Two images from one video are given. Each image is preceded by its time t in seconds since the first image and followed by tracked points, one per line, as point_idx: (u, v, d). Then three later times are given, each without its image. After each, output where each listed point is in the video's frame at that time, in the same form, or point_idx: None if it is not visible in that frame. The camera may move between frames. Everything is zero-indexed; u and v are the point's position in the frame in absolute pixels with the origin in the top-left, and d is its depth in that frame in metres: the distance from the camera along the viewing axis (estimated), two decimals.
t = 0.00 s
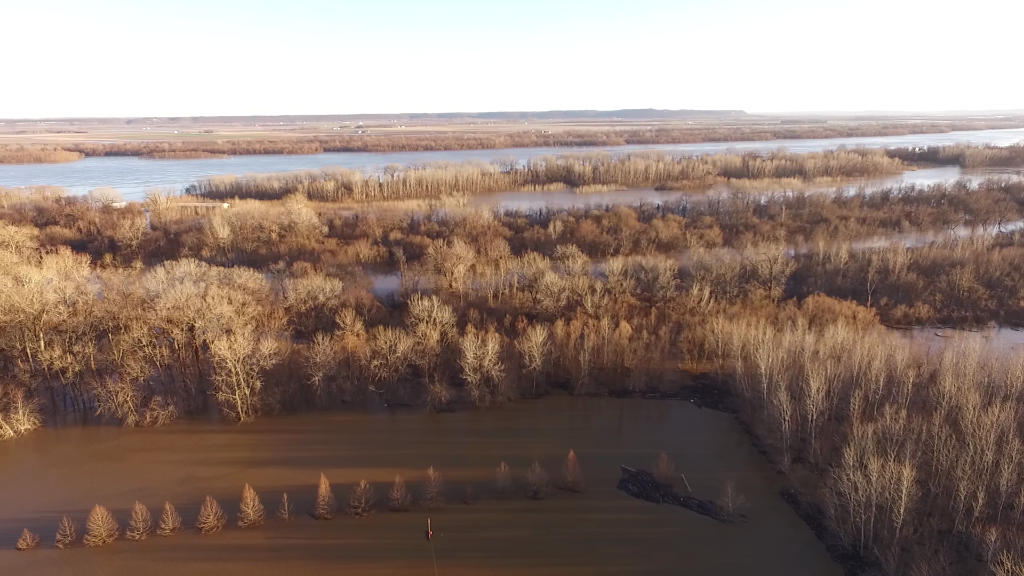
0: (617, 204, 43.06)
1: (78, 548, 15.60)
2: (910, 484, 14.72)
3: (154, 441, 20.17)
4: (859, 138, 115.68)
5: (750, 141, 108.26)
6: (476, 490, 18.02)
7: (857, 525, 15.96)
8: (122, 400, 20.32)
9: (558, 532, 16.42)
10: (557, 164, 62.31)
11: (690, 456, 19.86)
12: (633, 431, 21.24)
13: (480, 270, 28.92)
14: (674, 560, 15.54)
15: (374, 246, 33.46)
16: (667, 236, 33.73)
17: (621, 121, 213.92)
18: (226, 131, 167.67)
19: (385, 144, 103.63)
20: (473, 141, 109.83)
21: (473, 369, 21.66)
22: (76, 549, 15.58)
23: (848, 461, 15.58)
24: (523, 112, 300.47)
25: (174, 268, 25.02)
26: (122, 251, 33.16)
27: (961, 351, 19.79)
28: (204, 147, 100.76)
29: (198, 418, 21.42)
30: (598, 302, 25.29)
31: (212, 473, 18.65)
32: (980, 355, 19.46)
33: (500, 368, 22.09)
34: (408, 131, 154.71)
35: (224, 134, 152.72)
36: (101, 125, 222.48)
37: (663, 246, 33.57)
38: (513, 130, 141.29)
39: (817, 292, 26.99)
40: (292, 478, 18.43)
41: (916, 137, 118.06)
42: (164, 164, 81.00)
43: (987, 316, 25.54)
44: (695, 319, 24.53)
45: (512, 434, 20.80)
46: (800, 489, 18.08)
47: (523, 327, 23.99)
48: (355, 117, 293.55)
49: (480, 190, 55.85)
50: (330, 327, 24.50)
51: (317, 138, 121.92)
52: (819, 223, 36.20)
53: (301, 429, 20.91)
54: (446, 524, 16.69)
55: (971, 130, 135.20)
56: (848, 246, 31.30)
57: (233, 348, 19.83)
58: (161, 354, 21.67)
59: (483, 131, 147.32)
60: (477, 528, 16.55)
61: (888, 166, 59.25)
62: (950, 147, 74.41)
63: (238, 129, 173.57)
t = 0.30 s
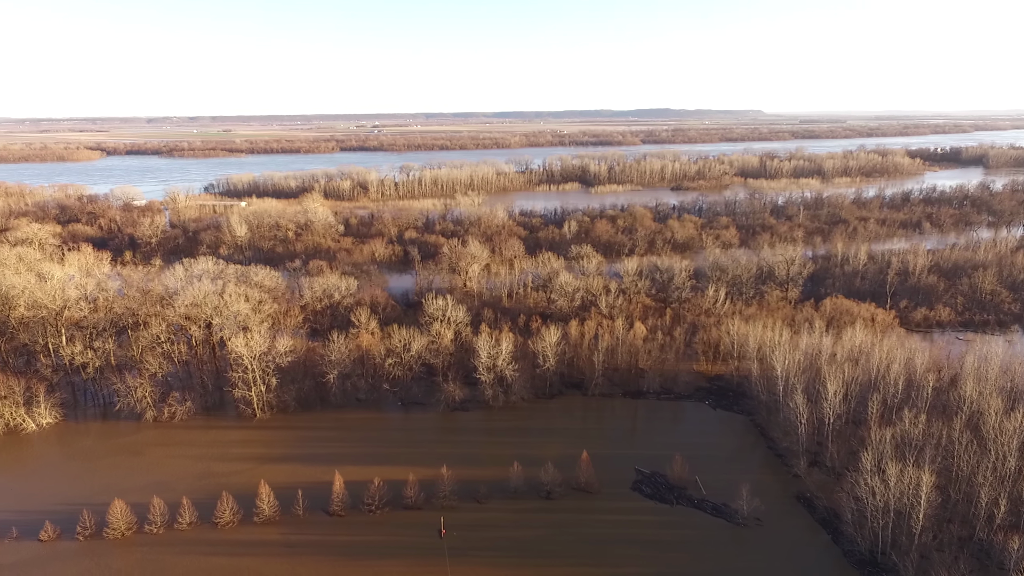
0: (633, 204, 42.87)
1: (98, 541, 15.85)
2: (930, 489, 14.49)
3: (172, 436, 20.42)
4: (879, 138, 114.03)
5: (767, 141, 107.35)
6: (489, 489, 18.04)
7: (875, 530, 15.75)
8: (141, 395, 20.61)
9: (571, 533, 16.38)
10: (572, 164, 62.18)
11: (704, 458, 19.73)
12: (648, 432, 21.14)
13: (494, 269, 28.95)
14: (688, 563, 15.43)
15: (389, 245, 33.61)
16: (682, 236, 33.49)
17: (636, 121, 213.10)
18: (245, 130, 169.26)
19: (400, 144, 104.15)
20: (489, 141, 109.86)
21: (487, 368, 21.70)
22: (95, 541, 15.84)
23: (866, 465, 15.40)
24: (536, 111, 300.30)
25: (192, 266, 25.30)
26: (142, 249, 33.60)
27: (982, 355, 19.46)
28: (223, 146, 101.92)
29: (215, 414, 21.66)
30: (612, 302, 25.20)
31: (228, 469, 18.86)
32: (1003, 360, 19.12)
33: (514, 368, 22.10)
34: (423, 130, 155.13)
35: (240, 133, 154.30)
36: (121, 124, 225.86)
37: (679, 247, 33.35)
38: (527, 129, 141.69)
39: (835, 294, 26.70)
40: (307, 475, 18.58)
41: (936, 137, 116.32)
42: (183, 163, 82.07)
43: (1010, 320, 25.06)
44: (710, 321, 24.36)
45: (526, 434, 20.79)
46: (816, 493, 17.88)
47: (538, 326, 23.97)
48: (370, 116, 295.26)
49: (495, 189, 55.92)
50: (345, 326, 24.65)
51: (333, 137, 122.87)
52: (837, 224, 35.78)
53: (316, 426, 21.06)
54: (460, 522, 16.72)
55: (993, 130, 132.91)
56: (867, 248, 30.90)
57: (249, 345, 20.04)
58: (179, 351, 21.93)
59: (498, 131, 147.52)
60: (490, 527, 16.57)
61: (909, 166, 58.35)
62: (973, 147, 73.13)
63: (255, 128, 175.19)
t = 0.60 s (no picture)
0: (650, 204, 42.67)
1: (119, 533, 16.14)
2: (953, 496, 14.23)
3: (192, 431, 20.72)
4: (901, 139, 112.14)
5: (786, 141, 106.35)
6: (504, 489, 18.06)
7: (895, 536, 15.52)
8: (162, 390, 20.95)
9: (586, 533, 16.35)
10: (589, 163, 62.06)
11: (721, 461, 19.57)
12: (664, 433, 21.03)
13: (510, 269, 28.98)
14: (703, 566, 15.31)
15: (406, 244, 33.78)
16: (700, 237, 33.25)
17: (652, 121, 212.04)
18: (264, 130, 171.00)
19: (417, 143, 104.67)
20: (506, 140, 110.02)
21: (502, 367, 21.75)
22: (117, 533, 16.12)
23: (886, 471, 15.17)
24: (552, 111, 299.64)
25: (212, 264, 25.64)
26: (164, 246, 34.10)
27: (1008, 360, 19.08)
28: (242, 145, 103.15)
29: (234, 410, 21.94)
30: (629, 303, 25.11)
31: (247, 464, 19.09)
32: None
33: (529, 368, 22.11)
34: (439, 130, 155.64)
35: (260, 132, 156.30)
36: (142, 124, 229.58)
37: (697, 248, 33.10)
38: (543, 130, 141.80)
39: (856, 296, 26.39)
40: (323, 471, 18.74)
41: (959, 137, 114.36)
42: (204, 162, 83.21)
43: None
44: (728, 322, 24.19)
45: (541, 434, 20.78)
46: (835, 498, 17.66)
47: (554, 326, 23.95)
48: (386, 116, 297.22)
49: (512, 188, 55.99)
50: (361, 324, 24.82)
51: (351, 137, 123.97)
52: (858, 226, 35.33)
53: (332, 423, 21.24)
54: (474, 521, 16.77)
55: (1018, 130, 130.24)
56: (889, 250, 30.45)
57: (268, 342, 20.29)
58: (199, 347, 22.24)
59: (514, 131, 147.70)
60: (505, 526, 16.59)
61: (933, 167, 57.35)
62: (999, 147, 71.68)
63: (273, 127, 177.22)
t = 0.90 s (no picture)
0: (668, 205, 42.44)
1: (140, 525, 16.42)
2: (977, 503, 13.94)
3: (211, 426, 21.00)
4: (925, 139, 110.09)
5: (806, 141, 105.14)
6: (518, 488, 18.07)
7: (916, 544, 15.24)
8: (182, 385, 21.27)
9: (600, 534, 16.30)
10: (607, 163, 61.89)
11: (738, 463, 19.40)
12: (680, 435, 20.89)
13: (527, 268, 29.00)
14: (719, 569, 15.18)
15: (423, 243, 33.94)
16: (718, 238, 32.96)
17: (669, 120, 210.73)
18: (283, 129, 172.43)
19: (435, 142, 105.05)
20: (522, 140, 109.94)
21: (518, 367, 21.80)
22: (137, 526, 16.39)
23: (907, 476, 14.93)
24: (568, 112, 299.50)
25: (232, 261, 25.93)
26: (185, 244, 34.60)
27: None
28: (263, 144, 104.37)
29: (252, 406, 22.20)
30: (646, 303, 25.01)
31: (265, 460, 19.31)
32: None
33: (545, 367, 22.12)
34: (456, 129, 155.91)
35: (279, 131, 157.86)
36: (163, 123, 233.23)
37: (715, 248, 32.82)
38: (559, 130, 141.80)
39: (878, 299, 26.05)
40: (339, 468, 18.89)
41: (984, 137, 112.20)
42: (225, 161, 84.33)
43: None
44: (746, 324, 23.98)
45: (556, 434, 20.76)
46: (855, 503, 17.42)
47: (570, 326, 23.89)
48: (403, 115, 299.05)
49: (529, 188, 56.01)
50: (378, 322, 24.99)
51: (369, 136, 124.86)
52: (881, 227, 34.82)
53: (348, 420, 21.40)
54: (488, 520, 16.79)
55: None
56: (913, 251, 29.97)
57: (286, 339, 20.53)
58: (219, 344, 22.55)
59: (530, 131, 147.76)
60: (519, 525, 16.62)
61: (959, 168, 56.28)
62: None
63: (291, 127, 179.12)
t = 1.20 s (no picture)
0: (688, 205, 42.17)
1: (162, 517, 16.70)
2: (1005, 512, 13.63)
3: (231, 421, 21.29)
4: (951, 140, 107.75)
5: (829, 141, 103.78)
6: (534, 488, 18.06)
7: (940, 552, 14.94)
8: (204, 381, 21.60)
9: (616, 536, 16.23)
10: (627, 163, 61.66)
11: (757, 467, 19.19)
12: (698, 438, 20.74)
13: (545, 268, 29.01)
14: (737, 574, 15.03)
15: (442, 242, 34.09)
16: (739, 239, 32.62)
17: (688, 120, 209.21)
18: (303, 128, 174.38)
19: (454, 142, 105.46)
20: (541, 140, 109.85)
21: (535, 367, 21.81)
22: (160, 518, 16.67)
23: (931, 483, 14.65)
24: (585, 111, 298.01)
25: (254, 259, 26.27)
26: (208, 241, 35.10)
27: None
28: (284, 143, 105.58)
29: (272, 402, 22.47)
30: (665, 304, 24.87)
31: (284, 455, 19.53)
32: None
33: (562, 368, 22.10)
34: (474, 129, 156.19)
35: (301, 131, 160.41)
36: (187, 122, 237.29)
37: (736, 249, 32.50)
38: (579, 130, 141.75)
39: (902, 302, 25.68)
40: (357, 465, 19.04)
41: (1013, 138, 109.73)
42: (247, 160, 85.51)
43: None
44: (767, 326, 23.73)
45: (573, 434, 20.71)
46: (877, 509, 17.13)
47: (587, 327, 23.83)
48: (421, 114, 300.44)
49: (548, 188, 56.00)
50: (396, 320, 25.16)
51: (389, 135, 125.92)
52: (906, 229, 34.26)
53: (366, 418, 21.55)
54: (504, 520, 16.81)
55: None
56: (939, 254, 29.43)
57: (306, 336, 20.77)
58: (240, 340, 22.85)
59: (549, 131, 147.67)
60: (535, 525, 16.61)
61: (989, 169, 55.07)
62: None
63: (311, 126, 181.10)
